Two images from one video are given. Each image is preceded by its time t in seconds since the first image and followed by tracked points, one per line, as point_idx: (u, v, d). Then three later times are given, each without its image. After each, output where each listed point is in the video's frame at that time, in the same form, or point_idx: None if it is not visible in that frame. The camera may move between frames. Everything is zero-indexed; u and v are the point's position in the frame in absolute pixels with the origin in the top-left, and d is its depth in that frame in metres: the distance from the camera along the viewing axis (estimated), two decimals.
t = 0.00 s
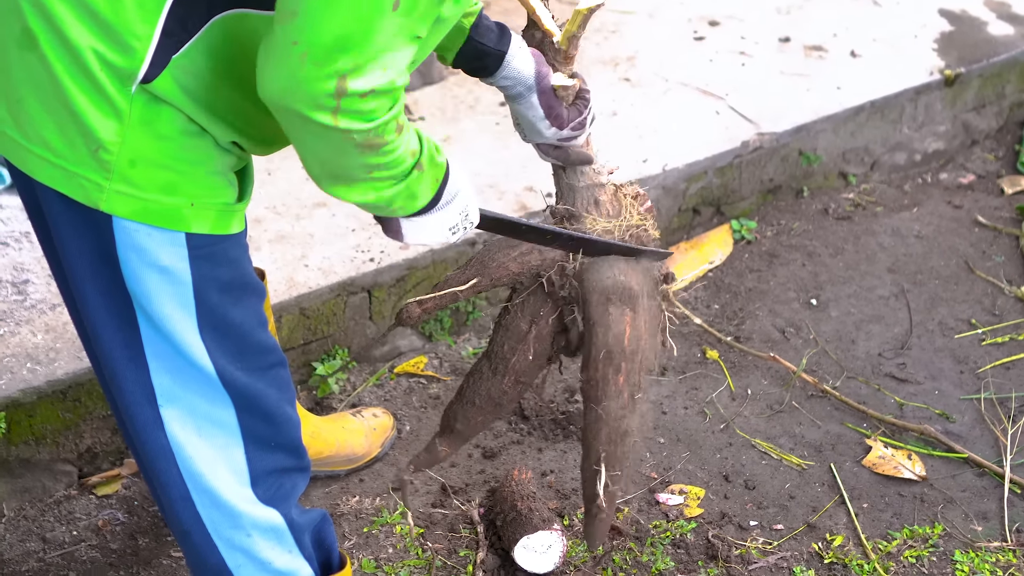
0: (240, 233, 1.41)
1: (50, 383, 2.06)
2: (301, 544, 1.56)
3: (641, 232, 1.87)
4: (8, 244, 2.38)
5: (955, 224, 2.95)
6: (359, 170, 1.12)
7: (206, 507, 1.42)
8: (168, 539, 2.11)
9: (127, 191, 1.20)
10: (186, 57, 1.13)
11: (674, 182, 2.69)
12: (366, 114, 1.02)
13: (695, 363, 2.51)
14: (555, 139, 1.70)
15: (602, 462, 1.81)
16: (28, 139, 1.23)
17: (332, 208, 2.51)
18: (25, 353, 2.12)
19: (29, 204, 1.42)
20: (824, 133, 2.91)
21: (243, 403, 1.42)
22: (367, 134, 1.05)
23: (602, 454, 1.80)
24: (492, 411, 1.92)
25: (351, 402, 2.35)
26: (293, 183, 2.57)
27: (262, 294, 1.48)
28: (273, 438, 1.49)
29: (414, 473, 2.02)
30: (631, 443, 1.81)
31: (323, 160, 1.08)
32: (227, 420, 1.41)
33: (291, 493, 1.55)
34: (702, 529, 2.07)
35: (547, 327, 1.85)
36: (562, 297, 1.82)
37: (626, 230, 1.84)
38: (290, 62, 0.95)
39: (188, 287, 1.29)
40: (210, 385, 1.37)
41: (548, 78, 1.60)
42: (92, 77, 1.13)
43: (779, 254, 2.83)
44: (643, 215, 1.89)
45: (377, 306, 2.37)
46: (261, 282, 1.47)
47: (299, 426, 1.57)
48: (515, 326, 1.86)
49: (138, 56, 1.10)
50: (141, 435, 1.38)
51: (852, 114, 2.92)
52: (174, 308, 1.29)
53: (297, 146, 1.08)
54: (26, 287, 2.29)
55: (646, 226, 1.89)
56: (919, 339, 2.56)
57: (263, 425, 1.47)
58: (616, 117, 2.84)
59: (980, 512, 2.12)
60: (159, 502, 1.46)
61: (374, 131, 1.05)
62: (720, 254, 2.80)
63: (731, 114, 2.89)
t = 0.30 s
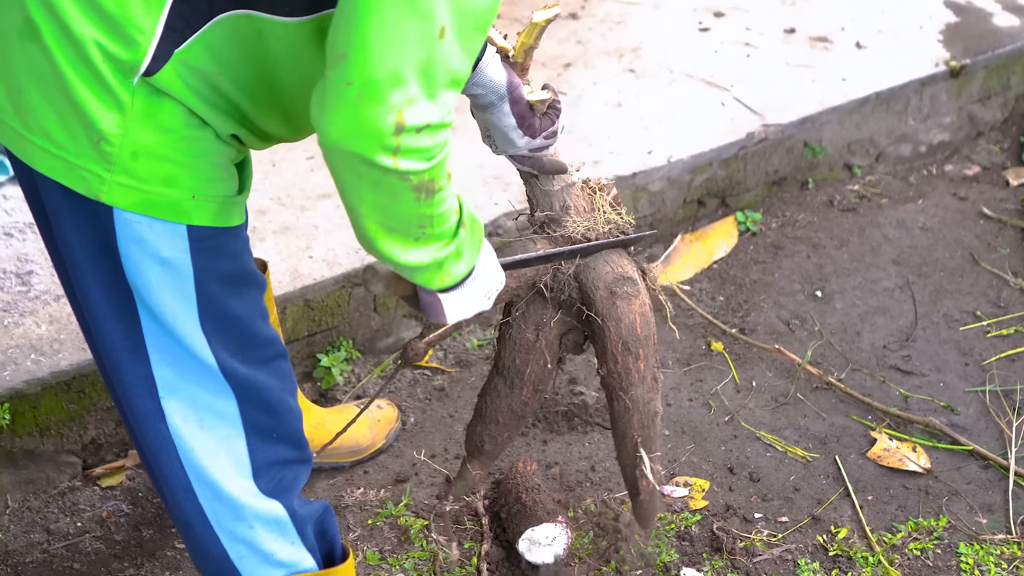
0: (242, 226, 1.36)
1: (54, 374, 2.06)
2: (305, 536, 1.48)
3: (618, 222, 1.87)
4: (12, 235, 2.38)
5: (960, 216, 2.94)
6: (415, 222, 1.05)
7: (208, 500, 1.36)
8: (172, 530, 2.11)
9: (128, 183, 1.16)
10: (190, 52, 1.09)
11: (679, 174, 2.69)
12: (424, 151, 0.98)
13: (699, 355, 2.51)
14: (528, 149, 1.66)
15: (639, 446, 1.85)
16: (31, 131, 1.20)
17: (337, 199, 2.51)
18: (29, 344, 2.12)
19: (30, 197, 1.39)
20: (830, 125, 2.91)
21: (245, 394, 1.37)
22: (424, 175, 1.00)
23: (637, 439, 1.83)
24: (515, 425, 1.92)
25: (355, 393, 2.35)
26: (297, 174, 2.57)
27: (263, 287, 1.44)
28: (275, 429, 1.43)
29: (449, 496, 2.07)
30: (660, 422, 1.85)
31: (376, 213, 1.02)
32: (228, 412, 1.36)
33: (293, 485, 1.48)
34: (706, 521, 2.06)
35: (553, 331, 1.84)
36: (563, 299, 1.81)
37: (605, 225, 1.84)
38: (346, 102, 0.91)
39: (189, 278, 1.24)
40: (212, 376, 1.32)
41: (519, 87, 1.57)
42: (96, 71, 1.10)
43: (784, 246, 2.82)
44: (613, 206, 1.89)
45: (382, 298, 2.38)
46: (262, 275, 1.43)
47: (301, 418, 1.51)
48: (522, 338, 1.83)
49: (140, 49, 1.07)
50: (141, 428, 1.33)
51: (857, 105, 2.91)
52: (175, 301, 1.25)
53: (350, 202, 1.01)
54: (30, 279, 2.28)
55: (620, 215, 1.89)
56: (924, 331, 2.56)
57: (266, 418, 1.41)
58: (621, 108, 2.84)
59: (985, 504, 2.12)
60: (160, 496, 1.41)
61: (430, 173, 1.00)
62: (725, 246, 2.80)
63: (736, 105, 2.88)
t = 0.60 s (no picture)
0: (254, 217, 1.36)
1: (60, 368, 2.06)
2: (315, 530, 1.48)
3: (666, 223, 1.85)
4: (18, 229, 2.38)
5: (967, 210, 2.94)
6: (411, 206, 1.04)
7: (219, 492, 1.36)
8: (178, 524, 2.11)
9: (143, 173, 1.15)
10: (205, 42, 1.09)
11: (685, 167, 2.68)
12: (423, 140, 0.95)
13: (705, 350, 2.50)
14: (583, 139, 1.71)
15: (660, 454, 1.75)
16: (45, 121, 1.19)
17: (343, 193, 2.50)
18: (35, 338, 2.11)
19: (44, 187, 1.38)
20: (836, 118, 2.90)
21: (257, 386, 1.37)
22: (422, 163, 0.98)
23: (659, 445, 1.75)
24: (540, 418, 1.86)
25: (361, 387, 2.34)
26: (303, 168, 2.56)
27: (275, 278, 1.44)
28: (286, 422, 1.43)
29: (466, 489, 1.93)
30: (685, 430, 1.77)
31: (372, 197, 1.00)
32: (240, 404, 1.36)
33: (304, 477, 1.48)
34: (712, 516, 2.06)
35: (586, 326, 1.82)
36: (596, 294, 1.80)
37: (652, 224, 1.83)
38: (344, 91, 0.89)
39: (203, 269, 1.24)
40: (224, 368, 1.32)
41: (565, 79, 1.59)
42: (111, 61, 1.09)
43: (791, 240, 2.82)
44: (662, 206, 1.88)
45: (387, 292, 2.38)
46: (274, 267, 1.43)
47: (312, 411, 1.51)
48: (553, 329, 1.81)
49: (156, 39, 1.06)
50: (154, 420, 1.32)
51: (865, 98, 2.91)
52: (187, 292, 1.25)
53: (347, 184, 1.00)
54: (36, 272, 2.28)
55: (668, 216, 1.88)
56: (931, 326, 2.55)
57: (277, 410, 1.41)
58: (627, 102, 2.84)
59: (992, 499, 2.11)
60: (171, 487, 1.40)
61: (428, 161, 0.98)
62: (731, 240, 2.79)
63: (742, 99, 2.88)
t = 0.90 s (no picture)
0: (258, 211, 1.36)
1: (64, 361, 2.06)
2: (319, 523, 1.47)
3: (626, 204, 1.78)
4: (22, 222, 2.38)
5: (972, 202, 2.93)
6: (443, 202, 1.03)
7: (222, 485, 1.36)
8: (183, 517, 2.11)
9: (148, 167, 1.15)
10: (212, 36, 1.09)
11: (689, 160, 2.68)
12: (454, 134, 0.95)
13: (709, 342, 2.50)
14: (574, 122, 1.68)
15: (717, 420, 1.72)
16: (50, 112, 1.18)
17: (346, 186, 2.50)
18: (40, 331, 2.12)
19: (49, 178, 1.38)
20: (841, 111, 2.89)
21: (261, 379, 1.37)
22: (454, 158, 0.97)
23: (714, 411, 1.71)
24: (589, 442, 1.78)
25: (365, 379, 2.36)
26: (307, 161, 2.56)
27: (279, 272, 1.44)
28: (290, 415, 1.43)
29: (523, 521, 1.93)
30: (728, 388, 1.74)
31: (405, 195, 1.00)
32: (244, 398, 1.36)
33: (307, 471, 1.48)
34: (717, 508, 2.06)
35: (596, 333, 1.76)
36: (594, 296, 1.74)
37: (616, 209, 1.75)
38: (377, 88, 0.88)
39: (207, 262, 1.24)
40: (229, 362, 1.32)
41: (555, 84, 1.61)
42: (118, 53, 1.09)
43: (795, 233, 2.81)
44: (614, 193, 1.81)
45: (391, 285, 2.38)
46: (277, 261, 1.43)
47: (315, 404, 1.51)
48: (566, 349, 1.75)
49: (163, 32, 1.06)
50: (158, 414, 1.32)
51: (869, 91, 2.90)
52: (192, 285, 1.24)
53: (379, 182, 0.99)
54: (40, 265, 2.29)
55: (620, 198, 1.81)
56: (935, 318, 2.55)
57: (281, 403, 1.41)
58: (630, 94, 2.83)
59: (997, 491, 2.11)
60: (175, 480, 1.40)
61: (460, 155, 0.98)
62: (735, 233, 2.79)
63: (746, 91, 2.87)
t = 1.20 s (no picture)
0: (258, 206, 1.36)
1: (66, 358, 2.06)
2: (318, 519, 1.47)
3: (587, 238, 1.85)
4: (24, 218, 2.38)
5: (974, 197, 2.93)
6: (418, 223, 1.03)
7: (222, 481, 1.36)
8: (185, 514, 2.11)
9: (150, 162, 1.15)
10: (214, 33, 1.08)
11: (691, 156, 2.68)
12: (433, 157, 0.96)
13: (711, 338, 2.50)
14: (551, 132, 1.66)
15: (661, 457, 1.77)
16: (51, 106, 1.18)
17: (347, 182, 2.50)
18: (41, 327, 2.12)
19: (51, 172, 1.37)
20: (843, 106, 2.89)
21: (260, 376, 1.36)
22: (430, 181, 0.98)
23: (658, 445, 1.77)
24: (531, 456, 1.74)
25: (366, 376, 2.36)
26: (308, 157, 2.56)
27: (280, 268, 1.43)
28: (289, 412, 1.43)
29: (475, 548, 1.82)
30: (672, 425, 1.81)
31: (378, 214, 1.01)
32: (243, 394, 1.35)
33: (307, 467, 1.47)
34: (718, 505, 2.06)
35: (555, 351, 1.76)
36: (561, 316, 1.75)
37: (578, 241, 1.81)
38: (358, 108, 0.89)
39: (207, 258, 1.24)
40: (228, 358, 1.32)
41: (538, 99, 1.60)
42: (120, 48, 1.09)
43: (796, 228, 2.81)
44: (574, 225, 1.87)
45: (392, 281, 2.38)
46: (279, 256, 1.42)
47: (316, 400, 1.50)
48: (525, 361, 1.73)
49: (165, 28, 1.06)
50: (158, 409, 1.32)
51: (871, 86, 2.89)
52: (192, 280, 1.24)
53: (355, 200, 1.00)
54: (42, 262, 2.29)
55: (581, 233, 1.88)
56: (937, 313, 2.55)
57: (281, 399, 1.41)
58: (632, 90, 2.83)
59: (999, 487, 2.11)
60: (175, 475, 1.40)
61: (436, 179, 0.98)
62: (737, 229, 2.80)
63: (748, 86, 2.86)
